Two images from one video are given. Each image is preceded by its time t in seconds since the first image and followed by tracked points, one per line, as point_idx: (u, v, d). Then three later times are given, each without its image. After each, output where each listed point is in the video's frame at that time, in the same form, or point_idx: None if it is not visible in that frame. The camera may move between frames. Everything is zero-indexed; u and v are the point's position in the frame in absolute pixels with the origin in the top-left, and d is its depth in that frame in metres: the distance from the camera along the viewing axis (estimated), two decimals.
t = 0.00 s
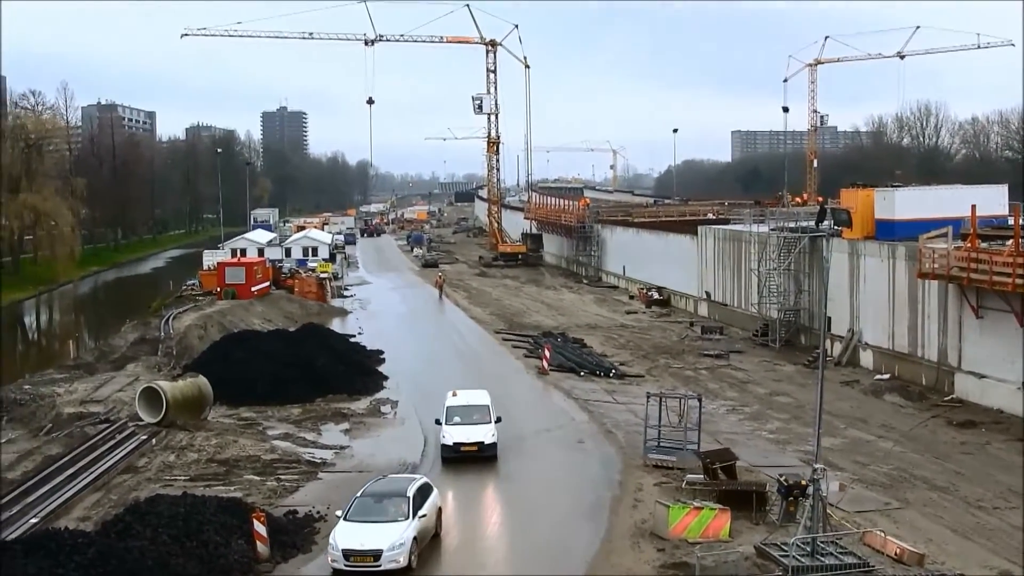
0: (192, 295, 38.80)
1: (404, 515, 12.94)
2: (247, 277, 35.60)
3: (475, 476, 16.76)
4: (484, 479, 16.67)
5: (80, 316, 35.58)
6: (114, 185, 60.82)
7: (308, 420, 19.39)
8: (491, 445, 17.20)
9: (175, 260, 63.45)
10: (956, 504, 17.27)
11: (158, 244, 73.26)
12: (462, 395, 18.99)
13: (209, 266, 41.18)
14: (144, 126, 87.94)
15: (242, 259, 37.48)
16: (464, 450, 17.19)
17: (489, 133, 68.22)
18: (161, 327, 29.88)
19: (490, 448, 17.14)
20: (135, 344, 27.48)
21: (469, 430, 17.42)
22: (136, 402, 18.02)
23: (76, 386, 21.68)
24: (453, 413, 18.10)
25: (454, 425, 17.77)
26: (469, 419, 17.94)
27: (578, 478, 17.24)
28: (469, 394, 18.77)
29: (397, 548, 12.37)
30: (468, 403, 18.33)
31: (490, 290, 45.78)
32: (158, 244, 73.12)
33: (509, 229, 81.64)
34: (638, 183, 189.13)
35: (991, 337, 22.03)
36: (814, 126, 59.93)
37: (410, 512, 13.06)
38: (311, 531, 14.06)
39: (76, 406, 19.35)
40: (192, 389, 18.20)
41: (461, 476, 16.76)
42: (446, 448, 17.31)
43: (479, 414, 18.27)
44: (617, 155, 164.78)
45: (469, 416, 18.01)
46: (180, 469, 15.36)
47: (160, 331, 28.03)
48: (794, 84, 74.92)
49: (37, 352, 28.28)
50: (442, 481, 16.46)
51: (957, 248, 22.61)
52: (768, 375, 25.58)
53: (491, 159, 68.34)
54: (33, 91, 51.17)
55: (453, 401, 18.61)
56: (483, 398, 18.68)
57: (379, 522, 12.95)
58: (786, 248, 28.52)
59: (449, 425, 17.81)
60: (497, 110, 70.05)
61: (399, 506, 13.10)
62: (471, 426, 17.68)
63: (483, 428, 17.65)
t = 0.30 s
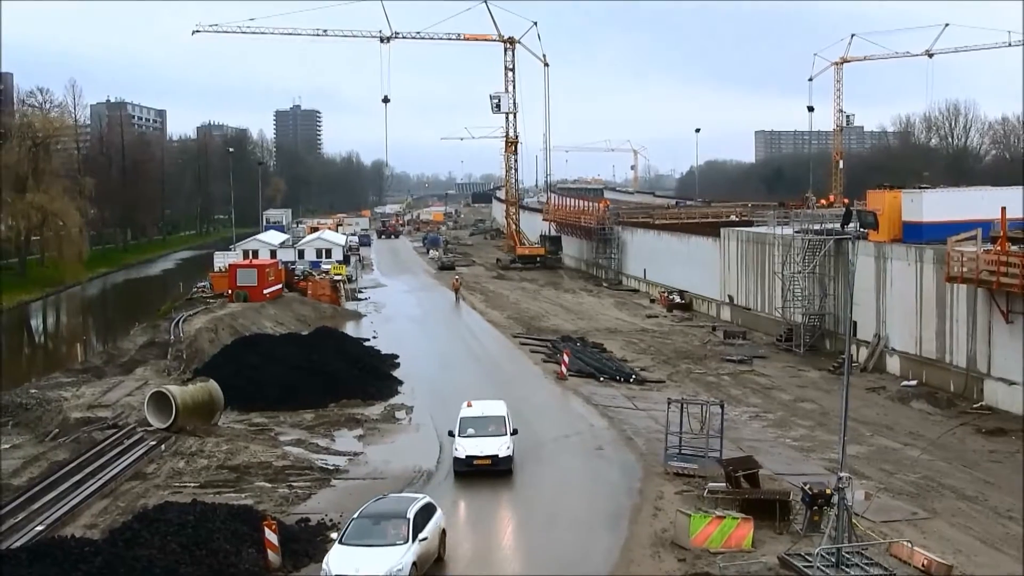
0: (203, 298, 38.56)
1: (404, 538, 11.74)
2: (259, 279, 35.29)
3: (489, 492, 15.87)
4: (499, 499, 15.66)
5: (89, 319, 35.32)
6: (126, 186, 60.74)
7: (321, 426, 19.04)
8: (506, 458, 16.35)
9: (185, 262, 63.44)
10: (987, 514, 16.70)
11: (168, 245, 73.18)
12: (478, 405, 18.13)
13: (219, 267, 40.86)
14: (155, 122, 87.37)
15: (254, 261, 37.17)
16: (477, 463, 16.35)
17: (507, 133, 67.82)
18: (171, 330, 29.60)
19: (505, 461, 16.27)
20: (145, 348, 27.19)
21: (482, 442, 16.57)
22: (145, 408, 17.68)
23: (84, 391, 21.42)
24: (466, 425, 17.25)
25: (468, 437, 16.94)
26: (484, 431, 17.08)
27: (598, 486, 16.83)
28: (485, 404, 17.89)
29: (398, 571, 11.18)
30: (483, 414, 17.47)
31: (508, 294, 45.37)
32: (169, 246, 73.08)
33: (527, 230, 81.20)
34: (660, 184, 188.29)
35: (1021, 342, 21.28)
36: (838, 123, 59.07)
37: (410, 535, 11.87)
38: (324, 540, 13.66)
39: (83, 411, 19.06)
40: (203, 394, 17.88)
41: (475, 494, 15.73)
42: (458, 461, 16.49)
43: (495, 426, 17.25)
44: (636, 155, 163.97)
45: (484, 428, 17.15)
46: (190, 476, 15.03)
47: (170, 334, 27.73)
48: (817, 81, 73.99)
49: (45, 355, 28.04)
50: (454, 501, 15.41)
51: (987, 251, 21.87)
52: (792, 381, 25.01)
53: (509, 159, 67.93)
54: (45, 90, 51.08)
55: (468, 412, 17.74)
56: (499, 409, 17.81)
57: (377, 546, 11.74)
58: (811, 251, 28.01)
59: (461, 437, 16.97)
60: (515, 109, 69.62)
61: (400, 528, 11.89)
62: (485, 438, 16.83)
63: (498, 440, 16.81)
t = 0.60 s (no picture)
0: (208, 301, 38.32)
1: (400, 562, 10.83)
2: (265, 281, 35.04)
3: (498, 509, 15.09)
4: (507, 516, 14.83)
5: (93, 322, 35.19)
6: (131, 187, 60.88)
7: (328, 431, 18.76)
8: (514, 471, 15.57)
9: (189, 265, 63.38)
10: (1011, 523, 16.23)
11: (173, 248, 73.10)
12: (486, 415, 17.36)
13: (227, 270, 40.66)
14: (151, 122, 89.95)
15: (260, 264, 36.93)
16: (484, 476, 15.59)
17: (519, 133, 67.52)
18: (176, 334, 29.37)
19: (512, 474, 15.55)
20: (150, 351, 26.99)
21: (490, 454, 15.77)
22: (150, 413, 17.43)
23: (87, 396, 21.22)
24: (473, 436, 16.47)
25: (474, 449, 16.18)
26: (492, 442, 16.31)
27: (611, 492, 16.53)
28: (494, 414, 17.11)
29: None
30: (491, 424, 16.68)
31: (520, 297, 45.02)
32: (175, 248, 73.21)
33: (540, 232, 80.82)
34: (676, 185, 187.47)
35: None
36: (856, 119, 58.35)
37: (406, 558, 10.97)
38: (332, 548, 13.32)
39: (87, 416, 18.85)
40: (208, 399, 17.66)
41: (482, 511, 14.94)
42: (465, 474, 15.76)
43: (503, 436, 16.53)
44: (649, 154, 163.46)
45: (492, 439, 16.37)
46: (194, 483, 14.76)
47: (175, 337, 27.50)
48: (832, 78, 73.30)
49: (47, 360, 27.87)
50: (460, 518, 14.59)
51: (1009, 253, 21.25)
52: (810, 387, 24.58)
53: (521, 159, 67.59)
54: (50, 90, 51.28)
55: (476, 422, 16.97)
56: (508, 419, 17.01)
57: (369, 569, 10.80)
58: (829, 253, 27.64)
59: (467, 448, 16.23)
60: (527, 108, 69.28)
61: (395, 550, 11.01)
62: (493, 450, 16.08)
63: (506, 451, 16.03)
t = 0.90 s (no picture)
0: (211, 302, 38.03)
1: None
2: (270, 282, 34.77)
3: (501, 525, 14.24)
4: (512, 531, 14.03)
5: (94, 324, 34.99)
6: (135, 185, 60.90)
7: (334, 436, 18.44)
8: (518, 484, 14.84)
9: (192, 266, 63.25)
10: None
11: (176, 248, 73.02)
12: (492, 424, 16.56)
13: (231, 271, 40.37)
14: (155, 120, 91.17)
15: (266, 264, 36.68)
16: (487, 489, 14.87)
17: (531, 132, 67.17)
18: (179, 335, 29.10)
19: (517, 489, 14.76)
20: (152, 353, 26.73)
21: (494, 467, 15.06)
22: (152, 416, 17.14)
23: (88, 399, 20.95)
24: (478, 447, 15.72)
25: (478, 460, 15.42)
26: (497, 453, 15.53)
27: (622, 499, 16.16)
28: (501, 424, 16.30)
29: None
30: (497, 435, 15.88)
31: (531, 299, 44.64)
32: (179, 247, 73.11)
33: (552, 233, 80.43)
34: (690, 184, 186.48)
35: None
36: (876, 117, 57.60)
37: None
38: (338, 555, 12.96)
39: (88, 420, 18.58)
40: (211, 402, 17.36)
41: (485, 527, 14.12)
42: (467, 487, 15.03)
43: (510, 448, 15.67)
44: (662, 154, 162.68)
45: (497, 450, 15.59)
46: (197, 489, 14.45)
47: (178, 338, 27.20)
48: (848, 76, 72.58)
49: (47, 362, 27.67)
50: (462, 533, 13.82)
51: None
52: (828, 392, 24.12)
53: (533, 159, 67.22)
54: (51, 87, 51.30)
55: (482, 431, 16.18)
56: (515, 428, 16.19)
57: None
58: (848, 255, 27.22)
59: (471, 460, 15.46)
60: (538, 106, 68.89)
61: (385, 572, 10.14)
62: (498, 461, 15.32)
63: (511, 463, 15.27)
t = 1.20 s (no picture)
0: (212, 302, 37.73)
1: None
2: (272, 282, 34.49)
3: (502, 541, 13.52)
4: (515, 546, 13.34)
5: (92, 326, 34.78)
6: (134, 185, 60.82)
7: (338, 440, 18.16)
8: (520, 497, 14.12)
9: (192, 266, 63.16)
10: None
11: (176, 247, 72.92)
12: (495, 433, 15.79)
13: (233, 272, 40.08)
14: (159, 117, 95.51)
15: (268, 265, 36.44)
16: (487, 502, 14.16)
17: (539, 129, 66.79)
18: (179, 337, 28.84)
19: (520, 501, 14.10)
20: (152, 356, 26.49)
21: (496, 479, 14.33)
22: (151, 420, 16.87)
23: (86, 402, 20.70)
24: (479, 457, 14.98)
25: (479, 471, 14.69)
26: (500, 464, 14.76)
27: (632, 504, 15.82)
28: (504, 434, 15.53)
29: None
30: (500, 445, 15.11)
31: (539, 300, 44.27)
32: (179, 248, 72.97)
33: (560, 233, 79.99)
34: (702, 184, 185.58)
35: None
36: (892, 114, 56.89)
37: None
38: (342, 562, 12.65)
39: (86, 424, 18.33)
40: (213, 406, 17.11)
41: (487, 541, 13.48)
42: (467, 500, 14.32)
43: (512, 458, 14.91)
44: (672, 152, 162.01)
45: (499, 461, 14.82)
46: (198, 494, 14.18)
47: (178, 340, 26.93)
48: (860, 71, 71.95)
49: (45, 366, 27.48)
50: (463, 549, 13.15)
51: None
52: (842, 395, 23.72)
53: (541, 156, 66.84)
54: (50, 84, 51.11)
55: (484, 441, 15.42)
56: (518, 438, 15.41)
57: None
58: (863, 256, 26.79)
59: (472, 471, 14.72)
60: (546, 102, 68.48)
61: None
62: (499, 472, 14.59)
63: (514, 475, 14.54)
